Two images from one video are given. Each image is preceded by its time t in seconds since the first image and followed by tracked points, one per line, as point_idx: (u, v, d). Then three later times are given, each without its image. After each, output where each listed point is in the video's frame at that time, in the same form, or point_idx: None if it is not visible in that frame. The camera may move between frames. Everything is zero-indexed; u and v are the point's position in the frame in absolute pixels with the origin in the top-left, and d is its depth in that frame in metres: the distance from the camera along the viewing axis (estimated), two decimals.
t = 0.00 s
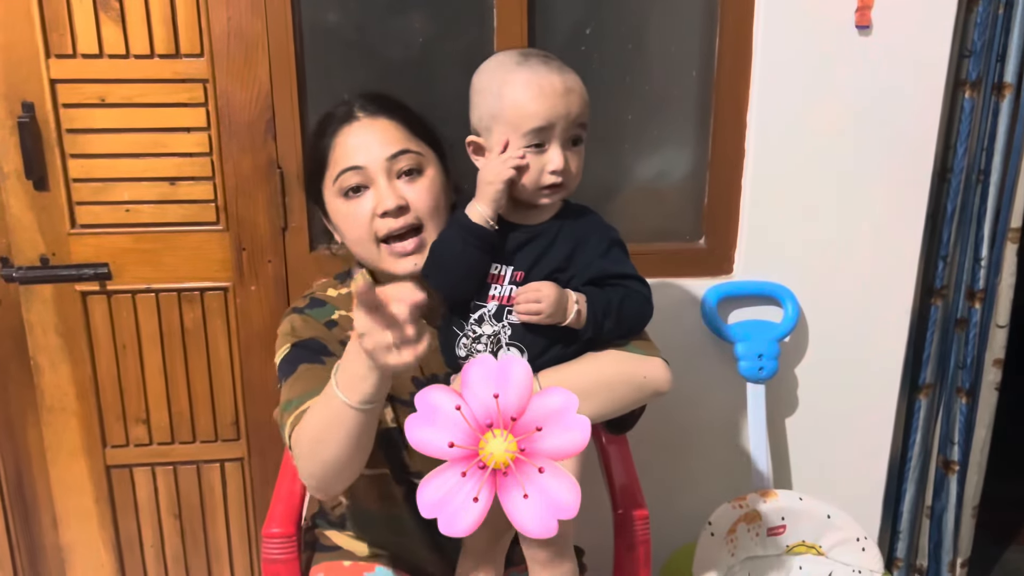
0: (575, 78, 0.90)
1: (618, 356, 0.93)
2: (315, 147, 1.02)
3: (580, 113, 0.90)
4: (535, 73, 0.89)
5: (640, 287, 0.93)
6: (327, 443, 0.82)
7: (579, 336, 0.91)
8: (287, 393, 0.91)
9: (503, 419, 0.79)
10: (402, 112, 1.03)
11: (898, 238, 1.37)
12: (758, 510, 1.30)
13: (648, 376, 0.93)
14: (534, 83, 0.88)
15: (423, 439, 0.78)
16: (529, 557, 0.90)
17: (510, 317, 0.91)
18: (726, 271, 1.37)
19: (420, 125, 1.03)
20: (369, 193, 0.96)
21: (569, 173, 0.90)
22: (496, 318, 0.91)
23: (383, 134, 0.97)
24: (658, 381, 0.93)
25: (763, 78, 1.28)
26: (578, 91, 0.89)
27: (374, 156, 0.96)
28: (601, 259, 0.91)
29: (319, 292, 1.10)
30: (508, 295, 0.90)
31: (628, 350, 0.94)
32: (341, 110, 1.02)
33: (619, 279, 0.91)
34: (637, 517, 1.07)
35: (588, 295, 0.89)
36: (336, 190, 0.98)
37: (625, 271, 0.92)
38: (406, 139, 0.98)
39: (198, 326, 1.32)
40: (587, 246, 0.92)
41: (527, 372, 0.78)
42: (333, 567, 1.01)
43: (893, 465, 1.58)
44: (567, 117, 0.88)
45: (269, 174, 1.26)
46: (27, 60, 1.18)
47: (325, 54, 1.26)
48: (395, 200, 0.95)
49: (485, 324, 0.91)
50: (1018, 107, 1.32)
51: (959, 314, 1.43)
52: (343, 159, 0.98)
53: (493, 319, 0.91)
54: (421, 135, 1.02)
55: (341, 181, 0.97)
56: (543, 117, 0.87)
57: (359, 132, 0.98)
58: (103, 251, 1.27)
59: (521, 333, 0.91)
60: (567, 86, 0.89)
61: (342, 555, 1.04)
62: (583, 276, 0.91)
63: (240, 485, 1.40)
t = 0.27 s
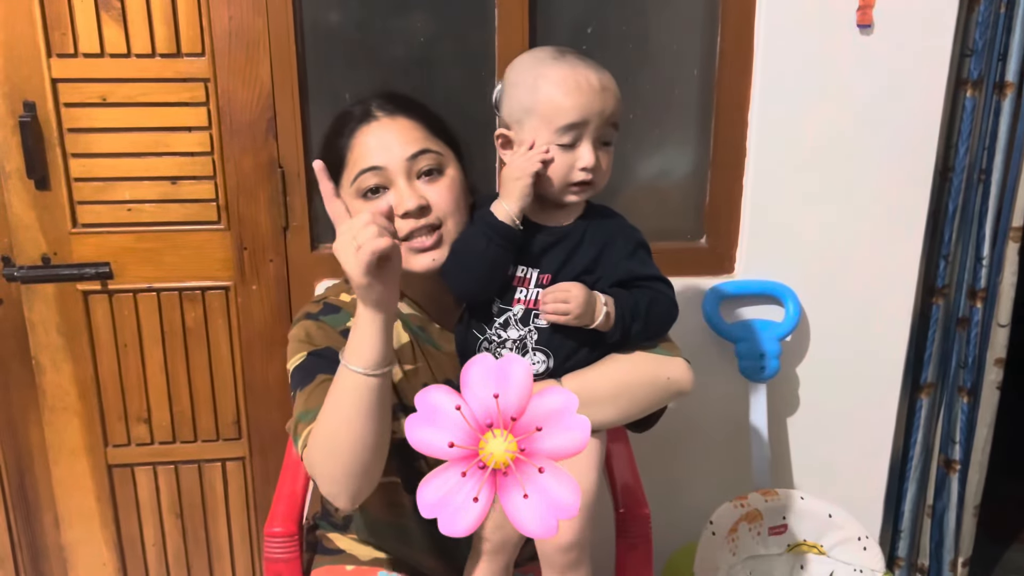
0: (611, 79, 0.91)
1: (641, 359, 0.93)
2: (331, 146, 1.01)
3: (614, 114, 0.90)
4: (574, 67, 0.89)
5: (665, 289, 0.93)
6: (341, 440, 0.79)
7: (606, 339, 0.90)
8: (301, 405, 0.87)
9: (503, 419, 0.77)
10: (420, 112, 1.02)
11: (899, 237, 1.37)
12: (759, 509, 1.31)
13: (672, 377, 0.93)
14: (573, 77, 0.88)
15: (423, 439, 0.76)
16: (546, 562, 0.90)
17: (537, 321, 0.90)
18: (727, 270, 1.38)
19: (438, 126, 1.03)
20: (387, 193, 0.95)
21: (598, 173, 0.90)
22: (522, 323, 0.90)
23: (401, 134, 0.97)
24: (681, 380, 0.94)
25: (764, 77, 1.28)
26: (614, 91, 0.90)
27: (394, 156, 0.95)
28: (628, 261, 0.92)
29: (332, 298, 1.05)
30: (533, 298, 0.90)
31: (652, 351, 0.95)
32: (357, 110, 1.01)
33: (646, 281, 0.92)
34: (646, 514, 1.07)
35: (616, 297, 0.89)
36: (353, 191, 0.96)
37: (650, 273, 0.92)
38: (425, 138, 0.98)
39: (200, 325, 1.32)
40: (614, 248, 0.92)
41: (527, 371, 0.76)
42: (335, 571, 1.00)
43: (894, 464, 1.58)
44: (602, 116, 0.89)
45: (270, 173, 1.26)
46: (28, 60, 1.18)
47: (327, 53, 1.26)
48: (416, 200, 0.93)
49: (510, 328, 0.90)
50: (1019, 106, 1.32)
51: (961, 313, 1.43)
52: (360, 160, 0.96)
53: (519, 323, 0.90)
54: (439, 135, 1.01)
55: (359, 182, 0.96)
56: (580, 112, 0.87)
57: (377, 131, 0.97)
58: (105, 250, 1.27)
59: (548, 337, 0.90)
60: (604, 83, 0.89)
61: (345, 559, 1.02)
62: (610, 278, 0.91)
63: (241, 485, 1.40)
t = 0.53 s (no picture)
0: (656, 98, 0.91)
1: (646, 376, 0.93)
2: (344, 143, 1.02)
3: (650, 134, 0.91)
4: (620, 83, 0.89)
5: (678, 308, 0.93)
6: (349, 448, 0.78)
7: (613, 353, 0.90)
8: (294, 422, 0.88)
9: (504, 419, 0.76)
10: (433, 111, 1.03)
11: (902, 237, 1.36)
12: (761, 510, 1.30)
13: (675, 398, 0.93)
14: (616, 92, 0.89)
15: (423, 439, 0.75)
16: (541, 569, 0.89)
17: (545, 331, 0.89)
18: (729, 271, 1.37)
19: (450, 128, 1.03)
20: (395, 191, 0.95)
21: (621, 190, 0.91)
22: (530, 331, 0.89)
23: (413, 134, 0.97)
24: (685, 401, 0.94)
25: (766, 77, 1.28)
26: (654, 113, 0.91)
27: (403, 155, 0.95)
28: (645, 275, 0.92)
29: (332, 302, 1.07)
30: (544, 305, 0.89)
31: (658, 369, 0.94)
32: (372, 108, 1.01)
33: (659, 298, 0.92)
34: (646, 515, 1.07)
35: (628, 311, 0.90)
36: (362, 188, 0.97)
37: (666, 291, 0.92)
38: (437, 140, 0.97)
39: (200, 325, 1.32)
40: (630, 261, 0.92)
41: (527, 372, 0.76)
42: None
43: (896, 464, 1.57)
44: (637, 135, 0.89)
45: (272, 173, 1.26)
46: (29, 59, 1.18)
47: (328, 53, 1.26)
48: (421, 201, 0.93)
49: (518, 334, 0.90)
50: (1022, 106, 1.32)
51: (963, 313, 1.42)
52: (372, 156, 0.97)
53: (527, 330, 0.89)
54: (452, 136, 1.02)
55: (368, 179, 0.96)
56: (615, 126, 0.88)
57: (390, 129, 0.98)
58: (106, 250, 1.27)
59: (555, 346, 0.89)
60: (645, 102, 0.90)
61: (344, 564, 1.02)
62: (623, 291, 0.91)
63: (242, 485, 1.40)
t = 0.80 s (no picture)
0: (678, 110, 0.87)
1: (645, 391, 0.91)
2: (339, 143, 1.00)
3: (667, 150, 0.86)
4: (640, 92, 0.85)
5: (688, 325, 0.91)
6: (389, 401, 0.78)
7: (616, 367, 0.88)
8: (315, 399, 0.86)
9: (504, 418, 0.73)
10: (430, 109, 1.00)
11: (905, 237, 1.36)
12: (763, 510, 1.31)
13: (675, 416, 0.91)
14: (634, 101, 0.84)
15: (422, 439, 0.73)
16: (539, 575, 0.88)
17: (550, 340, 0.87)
18: (731, 270, 1.37)
19: (449, 126, 1.00)
20: (392, 193, 0.93)
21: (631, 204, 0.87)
22: (533, 339, 0.87)
23: (410, 133, 0.95)
24: (684, 418, 0.91)
25: (769, 78, 1.27)
26: (676, 128, 0.86)
27: (400, 155, 0.93)
28: (654, 289, 0.90)
29: (337, 296, 1.02)
30: (548, 315, 0.87)
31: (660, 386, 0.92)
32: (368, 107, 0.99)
33: (668, 313, 0.90)
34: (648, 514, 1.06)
35: (635, 324, 0.87)
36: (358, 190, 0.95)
37: (674, 305, 0.90)
38: (434, 139, 0.95)
39: (202, 325, 1.32)
40: (642, 273, 0.90)
41: (529, 372, 0.72)
42: None
43: (898, 464, 1.57)
44: (651, 151, 0.86)
45: (273, 173, 1.26)
46: (31, 59, 1.18)
47: (330, 52, 1.26)
48: (419, 202, 0.91)
49: (520, 342, 0.88)
50: None
51: (965, 313, 1.42)
52: (367, 157, 0.95)
53: (530, 338, 0.88)
54: (449, 133, 0.99)
55: (364, 180, 0.94)
56: (627, 137, 0.84)
57: (386, 129, 0.95)
58: (107, 250, 1.26)
59: (559, 354, 0.88)
60: (665, 115, 0.85)
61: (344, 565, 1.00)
62: (631, 304, 0.89)
63: (244, 485, 1.40)
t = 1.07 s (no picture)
0: (650, 112, 0.82)
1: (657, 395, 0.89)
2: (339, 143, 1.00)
3: (639, 155, 0.83)
4: (602, 95, 0.82)
5: (695, 326, 0.90)
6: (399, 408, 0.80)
7: (625, 371, 0.87)
8: (317, 414, 0.85)
9: (504, 419, 0.73)
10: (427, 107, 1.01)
11: (907, 237, 1.36)
12: (766, 511, 1.31)
13: (687, 418, 0.89)
14: (592, 108, 0.82)
15: (422, 439, 0.73)
16: None
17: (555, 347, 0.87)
18: (733, 270, 1.37)
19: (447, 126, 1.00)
20: (391, 190, 0.93)
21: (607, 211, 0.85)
22: (538, 347, 0.87)
23: (408, 131, 0.95)
24: (698, 421, 0.90)
25: (771, 78, 1.27)
26: (647, 130, 0.82)
27: (398, 152, 0.93)
28: (658, 290, 0.89)
29: (341, 298, 1.02)
30: (552, 321, 0.87)
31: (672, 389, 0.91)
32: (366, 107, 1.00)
33: (675, 314, 0.89)
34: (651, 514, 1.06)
35: (641, 327, 0.86)
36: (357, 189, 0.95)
37: (680, 305, 0.89)
38: (433, 137, 0.96)
39: (204, 325, 1.32)
40: (645, 274, 0.89)
41: (528, 372, 0.72)
42: None
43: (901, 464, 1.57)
44: (615, 159, 0.82)
45: (275, 172, 1.26)
46: (34, 59, 1.18)
47: (332, 52, 1.26)
48: (419, 198, 0.91)
49: (526, 350, 0.88)
50: None
51: (968, 313, 1.42)
52: (365, 157, 0.95)
53: (536, 346, 0.88)
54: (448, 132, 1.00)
55: (363, 179, 0.94)
56: (592, 147, 0.82)
57: (384, 127, 0.96)
58: (109, 250, 1.26)
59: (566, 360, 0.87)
60: (633, 117, 0.82)
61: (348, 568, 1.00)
62: (636, 306, 0.87)
63: (245, 485, 1.40)
